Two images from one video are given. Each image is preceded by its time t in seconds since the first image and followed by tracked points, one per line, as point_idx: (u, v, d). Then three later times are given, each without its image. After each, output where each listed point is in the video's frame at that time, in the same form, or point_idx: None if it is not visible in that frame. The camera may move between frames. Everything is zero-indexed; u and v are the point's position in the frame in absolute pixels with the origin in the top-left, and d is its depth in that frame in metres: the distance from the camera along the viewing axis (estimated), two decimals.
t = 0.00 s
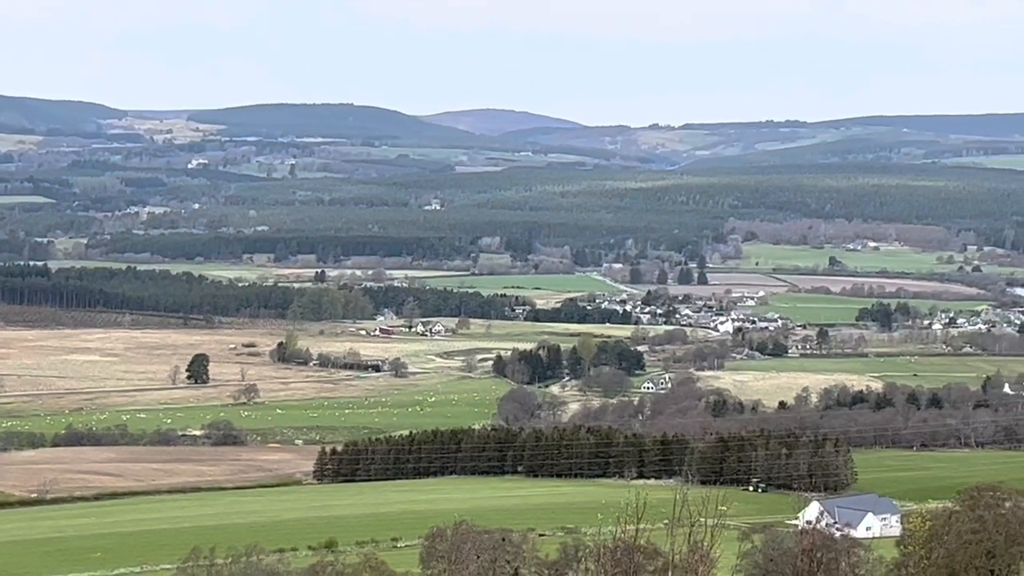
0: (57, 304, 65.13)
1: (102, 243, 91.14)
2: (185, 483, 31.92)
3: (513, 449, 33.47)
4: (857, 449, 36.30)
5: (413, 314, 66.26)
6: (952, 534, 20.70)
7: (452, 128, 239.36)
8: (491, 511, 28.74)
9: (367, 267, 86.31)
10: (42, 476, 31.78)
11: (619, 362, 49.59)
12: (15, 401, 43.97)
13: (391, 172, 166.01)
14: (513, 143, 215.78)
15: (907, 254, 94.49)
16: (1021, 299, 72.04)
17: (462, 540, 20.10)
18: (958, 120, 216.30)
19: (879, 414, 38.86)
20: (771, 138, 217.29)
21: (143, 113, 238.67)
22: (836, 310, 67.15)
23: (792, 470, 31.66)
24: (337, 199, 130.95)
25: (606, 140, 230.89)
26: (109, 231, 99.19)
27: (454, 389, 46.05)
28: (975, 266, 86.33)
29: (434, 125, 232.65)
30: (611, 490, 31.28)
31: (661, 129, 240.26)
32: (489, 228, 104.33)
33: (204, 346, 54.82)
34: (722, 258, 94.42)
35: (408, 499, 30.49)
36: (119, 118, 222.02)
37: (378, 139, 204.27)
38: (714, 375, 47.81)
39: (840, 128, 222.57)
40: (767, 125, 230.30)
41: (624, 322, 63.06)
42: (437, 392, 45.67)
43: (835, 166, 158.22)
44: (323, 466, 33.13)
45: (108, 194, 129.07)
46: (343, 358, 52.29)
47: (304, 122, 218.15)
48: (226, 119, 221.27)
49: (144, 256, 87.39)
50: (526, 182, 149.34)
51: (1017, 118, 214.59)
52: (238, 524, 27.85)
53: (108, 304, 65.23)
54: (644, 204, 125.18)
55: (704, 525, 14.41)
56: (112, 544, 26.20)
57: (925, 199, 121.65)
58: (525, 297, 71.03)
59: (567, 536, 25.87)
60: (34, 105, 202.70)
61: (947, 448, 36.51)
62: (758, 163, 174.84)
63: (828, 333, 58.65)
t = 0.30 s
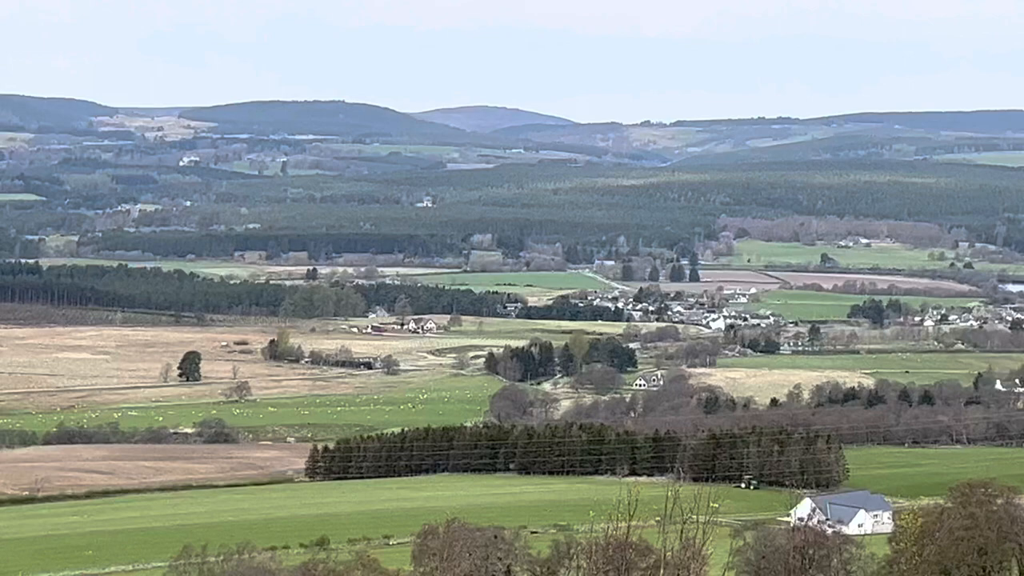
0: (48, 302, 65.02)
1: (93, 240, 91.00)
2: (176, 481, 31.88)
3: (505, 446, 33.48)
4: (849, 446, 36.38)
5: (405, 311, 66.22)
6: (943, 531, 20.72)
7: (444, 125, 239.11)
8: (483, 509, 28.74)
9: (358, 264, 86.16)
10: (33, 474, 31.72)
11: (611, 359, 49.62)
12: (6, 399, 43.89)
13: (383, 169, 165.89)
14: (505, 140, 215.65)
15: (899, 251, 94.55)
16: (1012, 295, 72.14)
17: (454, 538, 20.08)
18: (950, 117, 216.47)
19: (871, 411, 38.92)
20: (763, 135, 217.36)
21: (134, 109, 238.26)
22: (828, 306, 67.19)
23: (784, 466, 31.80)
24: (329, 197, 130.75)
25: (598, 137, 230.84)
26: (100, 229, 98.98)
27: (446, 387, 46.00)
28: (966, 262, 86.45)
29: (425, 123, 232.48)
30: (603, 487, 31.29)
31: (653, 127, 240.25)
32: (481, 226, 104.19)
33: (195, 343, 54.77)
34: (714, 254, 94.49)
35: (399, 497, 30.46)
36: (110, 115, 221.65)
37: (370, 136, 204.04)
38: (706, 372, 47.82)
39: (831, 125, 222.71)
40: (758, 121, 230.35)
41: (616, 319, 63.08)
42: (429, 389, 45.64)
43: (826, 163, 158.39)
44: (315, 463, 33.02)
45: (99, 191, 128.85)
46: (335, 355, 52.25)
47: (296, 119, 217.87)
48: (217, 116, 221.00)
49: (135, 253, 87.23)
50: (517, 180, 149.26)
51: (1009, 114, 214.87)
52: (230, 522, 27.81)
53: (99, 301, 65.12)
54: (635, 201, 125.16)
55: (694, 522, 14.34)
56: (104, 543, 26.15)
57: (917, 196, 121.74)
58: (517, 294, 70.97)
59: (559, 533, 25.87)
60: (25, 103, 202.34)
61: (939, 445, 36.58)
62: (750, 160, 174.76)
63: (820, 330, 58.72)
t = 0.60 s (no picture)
0: (38, 299, 64.91)
1: (83, 238, 90.88)
2: (167, 479, 31.85)
3: (496, 444, 33.48)
4: (840, 442, 36.45)
5: (396, 308, 66.21)
6: (934, 526, 20.70)
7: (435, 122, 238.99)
8: (474, 506, 28.74)
9: (349, 261, 86.11)
10: (24, 471, 31.69)
11: (601, 356, 49.64)
12: None
13: (373, 166, 165.84)
14: (496, 137, 215.68)
15: (889, 248, 94.65)
16: (1002, 292, 72.26)
17: (446, 535, 20.06)
18: (940, 115, 216.71)
19: (862, 407, 39.00)
20: (753, 131, 217.50)
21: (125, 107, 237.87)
22: (818, 303, 67.30)
23: (775, 463, 31.86)
24: (320, 194, 130.63)
25: (589, 133, 230.86)
26: (90, 226, 98.77)
27: (437, 384, 46.01)
28: (957, 258, 86.59)
29: (416, 120, 232.39)
30: (593, 485, 31.29)
31: (644, 123, 240.27)
32: (471, 223, 104.14)
33: (186, 341, 54.72)
34: (704, 251, 94.63)
35: (390, 494, 30.46)
36: (100, 112, 221.30)
37: (362, 134, 203.90)
38: (696, 368, 47.87)
39: (821, 121, 222.89)
40: (749, 118, 230.46)
41: (607, 316, 63.13)
42: (420, 386, 45.62)
43: (816, 160, 158.52)
44: (306, 460, 33.05)
45: (89, 188, 128.61)
46: (325, 353, 52.22)
47: (286, 116, 217.67)
48: (208, 113, 220.76)
49: (125, 250, 87.12)
50: (508, 176, 149.22)
51: (999, 110, 215.17)
52: (221, 520, 27.80)
53: (89, 298, 65.01)
54: (626, 198, 125.20)
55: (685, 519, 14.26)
56: (95, 540, 26.13)
57: (907, 193, 121.89)
58: (508, 291, 70.97)
59: (550, 530, 25.87)
60: (16, 100, 201.97)
61: (929, 441, 36.67)
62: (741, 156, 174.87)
63: (811, 327, 58.78)
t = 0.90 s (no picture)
0: (27, 297, 64.81)
1: (72, 236, 90.64)
2: (157, 477, 31.82)
3: (486, 441, 33.48)
4: (829, 439, 36.51)
5: (386, 306, 66.18)
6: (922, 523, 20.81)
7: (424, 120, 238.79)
8: (463, 503, 28.76)
9: (339, 259, 85.96)
10: (13, 469, 31.64)
11: (591, 353, 49.64)
12: None
13: (363, 164, 165.81)
14: (486, 135, 215.66)
15: (878, 245, 94.71)
16: (991, 289, 72.42)
17: (436, 532, 20.07)
18: (928, 112, 217.02)
19: (851, 404, 39.10)
20: (743, 129, 217.65)
21: (113, 105, 237.37)
22: (807, 300, 67.39)
23: (764, 460, 31.90)
24: (310, 192, 130.47)
25: (578, 131, 230.82)
26: (80, 225, 98.56)
27: (426, 381, 45.99)
28: (946, 256, 86.77)
29: (406, 117, 232.20)
30: (582, 482, 31.31)
31: (633, 121, 240.34)
32: (460, 220, 104.02)
33: (175, 339, 54.64)
34: (693, 249, 94.67)
35: (379, 492, 30.45)
36: (89, 111, 220.85)
37: (351, 131, 203.72)
38: (686, 366, 47.90)
39: (810, 119, 223.12)
40: (738, 115, 230.60)
41: (596, 314, 63.14)
42: (409, 384, 45.60)
43: (805, 157, 158.72)
44: (295, 458, 32.95)
45: (79, 186, 128.39)
46: (315, 351, 52.17)
47: (276, 114, 217.35)
48: (197, 112, 220.40)
49: (114, 249, 86.94)
50: (497, 174, 149.14)
51: (988, 108, 215.52)
52: (212, 517, 27.80)
53: (78, 297, 64.91)
54: (615, 196, 125.22)
55: (675, 515, 14.17)
56: (84, 538, 26.09)
57: (896, 190, 122.08)
58: (497, 289, 70.91)
59: (539, 527, 25.90)
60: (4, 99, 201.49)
61: (919, 438, 36.73)
62: (730, 154, 174.96)
63: (800, 324, 58.86)
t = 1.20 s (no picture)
0: (13, 297, 64.61)
1: (57, 236, 90.25)
2: (143, 476, 31.74)
3: (473, 440, 33.45)
4: (815, 438, 36.58)
5: (372, 305, 66.10)
6: (909, 521, 20.85)
7: (411, 119, 238.52)
8: (449, 503, 28.72)
9: (325, 259, 85.71)
10: None
11: (577, 352, 49.63)
12: None
13: (349, 163, 165.62)
14: (472, 134, 215.51)
15: (865, 244, 94.74)
16: (977, 288, 72.54)
17: (422, 531, 20.05)
18: (914, 111, 217.36)
19: (837, 403, 39.17)
20: (729, 128, 217.78)
21: (99, 105, 236.70)
22: (793, 299, 67.50)
23: (751, 458, 31.89)
24: (296, 191, 130.14)
25: (565, 130, 230.77)
26: (65, 225, 98.22)
27: (412, 381, 45.92)
28: (932, 254, 86.95)
29: (392, 117, 231.93)
30: (569, 481, 31.29)
31: (620, 120, 240.36)
32: (446, 220, 103.85)
33: (161, 338, 54.52)
34: (680, 248, 94.63)
35: (367, 491, 30.42)
36: (75, 110, 220.24)
37: (337, 131, 203.38)
38: (672, 365, 47.90)
39: (796, 118, 223.37)
40: (724, 115, 230.73)
41: (583, 313, 63.11)
42: (395, 384, 45.54)
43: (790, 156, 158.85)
44: (282, 457, 32.92)
45: (64, 186, 127.95)
46: (301, 350, 52.08)
47: (262, 113, 216.93)
48: (183, 112, 219.91)
49: (99, 248, 86.60)
50: (483, 173, 149.04)
51: (973, 107, 215.90)
52: (199, 517, 27.74)
53: (64, 296, 64.73)
54: (601, 195, 125.15)
55: (662, 514, 14.12)
56: (71, 537, 26.03)
57: (882, 189, 122.25)
58: (483, 288, 70.85)
59: (525, 527, 25.89)
60: None
61: (905, 436, 36.81)
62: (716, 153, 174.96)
63: (787, 323, 58.92)
